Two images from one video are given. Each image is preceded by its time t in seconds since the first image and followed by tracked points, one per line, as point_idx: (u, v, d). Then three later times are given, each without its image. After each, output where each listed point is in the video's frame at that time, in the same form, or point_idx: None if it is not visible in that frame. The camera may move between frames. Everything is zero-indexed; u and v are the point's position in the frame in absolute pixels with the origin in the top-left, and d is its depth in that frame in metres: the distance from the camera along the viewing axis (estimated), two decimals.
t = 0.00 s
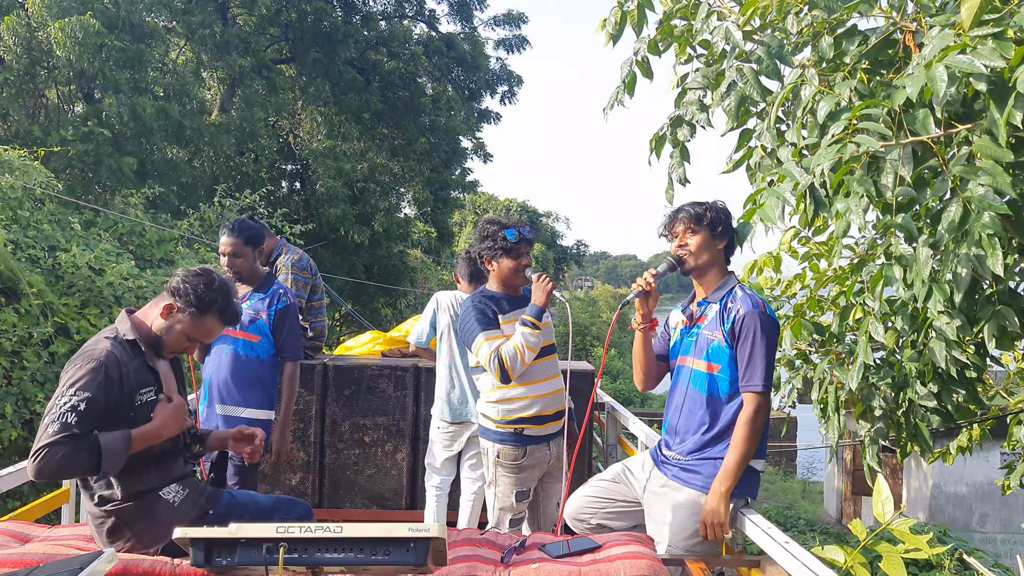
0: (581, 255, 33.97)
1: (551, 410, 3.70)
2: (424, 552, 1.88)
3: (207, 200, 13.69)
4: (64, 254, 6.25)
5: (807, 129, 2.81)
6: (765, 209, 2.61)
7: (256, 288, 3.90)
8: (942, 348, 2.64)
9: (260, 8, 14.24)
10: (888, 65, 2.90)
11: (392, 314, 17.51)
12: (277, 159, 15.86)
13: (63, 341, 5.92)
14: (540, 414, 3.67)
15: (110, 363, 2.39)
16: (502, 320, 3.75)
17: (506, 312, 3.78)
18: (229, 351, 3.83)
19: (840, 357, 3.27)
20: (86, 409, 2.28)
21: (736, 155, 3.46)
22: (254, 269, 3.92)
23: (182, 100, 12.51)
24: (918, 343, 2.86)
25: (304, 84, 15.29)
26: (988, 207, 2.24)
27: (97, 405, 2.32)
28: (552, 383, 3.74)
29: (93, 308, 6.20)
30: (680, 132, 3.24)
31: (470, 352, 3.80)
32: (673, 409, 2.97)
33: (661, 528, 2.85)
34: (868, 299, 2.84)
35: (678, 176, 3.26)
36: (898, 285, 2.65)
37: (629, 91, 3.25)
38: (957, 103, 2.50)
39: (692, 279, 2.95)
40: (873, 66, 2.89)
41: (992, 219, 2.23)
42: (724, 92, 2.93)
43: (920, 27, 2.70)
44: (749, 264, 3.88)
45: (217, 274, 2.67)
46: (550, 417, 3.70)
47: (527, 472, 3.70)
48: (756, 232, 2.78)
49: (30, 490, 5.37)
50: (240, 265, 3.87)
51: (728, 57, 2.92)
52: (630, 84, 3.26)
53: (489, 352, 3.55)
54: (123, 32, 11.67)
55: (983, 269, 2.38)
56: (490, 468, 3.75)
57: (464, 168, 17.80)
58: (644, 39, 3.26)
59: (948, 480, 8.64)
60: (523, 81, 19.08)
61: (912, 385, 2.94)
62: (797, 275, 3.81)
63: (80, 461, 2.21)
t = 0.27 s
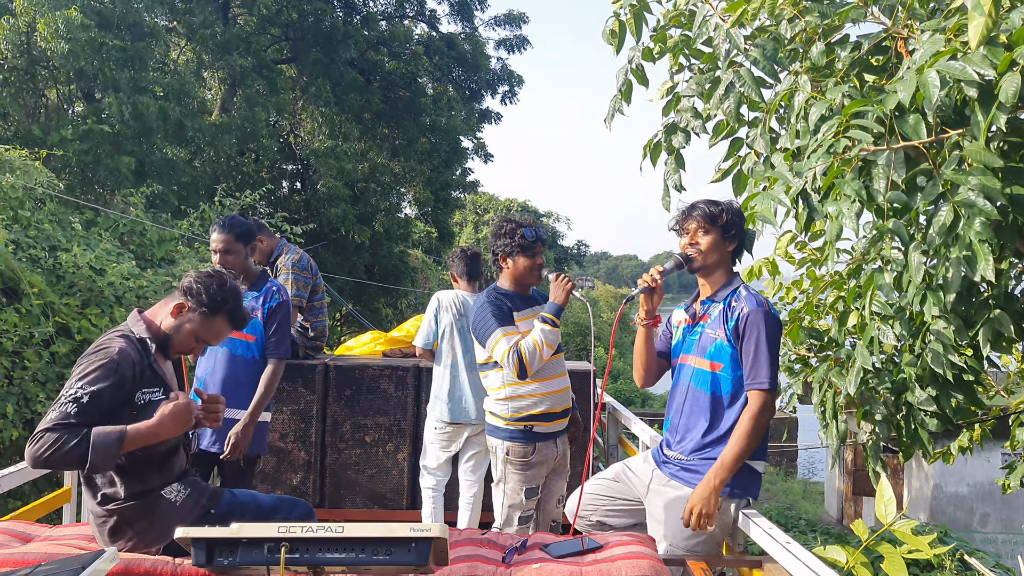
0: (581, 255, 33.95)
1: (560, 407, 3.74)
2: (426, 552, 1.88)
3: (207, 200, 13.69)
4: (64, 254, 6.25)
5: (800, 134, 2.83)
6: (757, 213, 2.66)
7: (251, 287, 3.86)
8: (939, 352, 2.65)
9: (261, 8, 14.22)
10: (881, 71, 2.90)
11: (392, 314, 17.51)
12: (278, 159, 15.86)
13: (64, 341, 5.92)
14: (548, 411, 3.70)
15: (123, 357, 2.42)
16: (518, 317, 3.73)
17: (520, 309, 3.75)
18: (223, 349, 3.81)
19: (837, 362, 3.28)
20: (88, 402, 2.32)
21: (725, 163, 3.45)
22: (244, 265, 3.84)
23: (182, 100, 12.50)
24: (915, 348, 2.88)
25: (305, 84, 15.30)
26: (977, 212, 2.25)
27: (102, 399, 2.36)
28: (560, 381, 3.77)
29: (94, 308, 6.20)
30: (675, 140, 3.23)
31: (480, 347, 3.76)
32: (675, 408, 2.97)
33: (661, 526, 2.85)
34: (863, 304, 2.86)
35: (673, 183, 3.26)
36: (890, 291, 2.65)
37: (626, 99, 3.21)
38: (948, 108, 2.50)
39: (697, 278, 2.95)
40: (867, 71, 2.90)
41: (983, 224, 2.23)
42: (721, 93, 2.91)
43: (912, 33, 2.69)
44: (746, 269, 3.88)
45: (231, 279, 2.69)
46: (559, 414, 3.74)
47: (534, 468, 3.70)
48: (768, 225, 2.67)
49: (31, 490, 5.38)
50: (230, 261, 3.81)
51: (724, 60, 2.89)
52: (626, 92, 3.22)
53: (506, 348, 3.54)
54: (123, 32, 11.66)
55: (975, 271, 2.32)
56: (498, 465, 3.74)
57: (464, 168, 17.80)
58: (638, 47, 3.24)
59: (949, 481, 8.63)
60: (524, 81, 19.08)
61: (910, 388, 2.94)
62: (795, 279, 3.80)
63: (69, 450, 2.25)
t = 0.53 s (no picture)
0: (580, 255, 33.96)
1: (565, 406, 3.75)
2: (424, 553, 1.89)
3: (207, 200, 13.69)
4: (64, 255, 6.25)
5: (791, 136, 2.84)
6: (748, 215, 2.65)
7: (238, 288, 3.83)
8: (933, 356, 2.65)
9: (260, 8, 14.21)
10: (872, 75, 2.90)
11: (392, 314, 17.51)
12: (277, 159, 15.85)
13: (63, 341, 5.92)
14: (553, 410, 3.71)
15: (132, 355, 2.39)
16: (530, 315, 3.73)
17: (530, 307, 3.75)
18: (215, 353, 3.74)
19: (832, 366, 3.28)
20: (96, 399, 2.29)
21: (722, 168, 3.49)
22: (230, 263, 3.85)
23: (181, 100, 12.51)
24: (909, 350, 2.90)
25: (305, 84, 15.29)
26: (965, 215, 2.25)
27: (110, 397, 2.33)
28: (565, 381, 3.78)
29: (93, 308, 6.20)
30: (671, 142, 3.24)
31: (488, 343, 3.76)
32: (676, 408, 2.97)
33: (658, 522, 2.84)
34: (856, 308, 2.88)
35: (670, 186, 3.30)
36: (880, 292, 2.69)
37: (623, 103, 3.29)
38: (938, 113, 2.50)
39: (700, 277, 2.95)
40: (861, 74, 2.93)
41: (970, 227, 2.23)
42: (714, 92, 2.91)
43: (902, 37, 2.73)
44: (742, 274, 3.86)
45: (235, 280, 2.69)
46: (565, 413, 3.75)
47: (537, 466, 3.72)
48: (765, 222, 2.79)
49: (30, 491, 5.38)
50: (217, 259, 3.80)
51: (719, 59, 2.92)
52: (623, 97, 3.29)
53: (518, 343, 3.56)
54: (122, 32, 11.65)
55: (960, 274, 2.30)
56: (502, 463, 3.75)
57: (464, 168, 17.80)
58: (635, 51, 3.29)
59: (948, 481, 8.64)
60: (523, 81, 19.08)
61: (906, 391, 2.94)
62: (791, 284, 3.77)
63: (77, 446, 2.22)
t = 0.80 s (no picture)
0: (580, 255, 33.96)
1: (569, 404, 3.78)
2: (425, 553, 1.89)
3: (207, 200, 13.69)
4: (64, 254, 6.25)
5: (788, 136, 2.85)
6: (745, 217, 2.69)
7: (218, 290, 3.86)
8: (931, 356, 2.65)
9: (260, 8, 14.23)
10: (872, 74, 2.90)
11: (392, 314, 17.51)
12: (277, 159, 15.84)
13: (64, 341, 5.92)
14: (559, 408, 3.73)
15: (152, 353, 2.43)
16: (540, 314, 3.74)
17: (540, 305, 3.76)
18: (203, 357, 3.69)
19: (832, 366, 3.28)
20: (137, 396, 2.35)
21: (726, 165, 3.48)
22: (208, 263, 3.87)
23: (182, 100, 12.50)
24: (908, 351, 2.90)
25: (305, 84, 15.29)
26: (961, 216, 2.26)
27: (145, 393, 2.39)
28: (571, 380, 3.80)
29: (94, 308, 6.20)
30: (670, 142, 3.25)
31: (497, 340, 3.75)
32: (675, 409, 2.97)
33: (660, 521, 2.83)
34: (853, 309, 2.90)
35: (670, 184, 3.30)
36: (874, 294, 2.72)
37: (623, 103, 3.26)
38: (935, 115, 2.50)
39: (702, 277, 2.94)
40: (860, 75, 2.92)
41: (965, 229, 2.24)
42: (712, 88, 2.91)
43: (899, 39, 2.73)
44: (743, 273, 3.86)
45: (230, 278, 2.71)
46: (570, 411, 3.78)
47: (544, 462, 3.73)
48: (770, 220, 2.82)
49: (30, 490, 5.38)
50: (196, 258, 3.81)
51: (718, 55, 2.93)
52: (624, 95, 3.27)
53: (530, 341, 3.55)
54: (122, 32, 11.65)
55: (956, 277, 2.30)
56: (510, 464, 3.76)
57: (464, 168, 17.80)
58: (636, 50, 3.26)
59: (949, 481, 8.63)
60: (524, 81, 19.07)
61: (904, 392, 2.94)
62: (790, 284, 3.76)
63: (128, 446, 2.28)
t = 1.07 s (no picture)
0: (581, 256, 33.98)
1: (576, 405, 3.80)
2: (426, 553, 1.89)
3: (208, 201, 13.69)
4: (66, 255, 6.26)
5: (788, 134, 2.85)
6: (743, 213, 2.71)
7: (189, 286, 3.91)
8: (931, 355, 2.66)
9: (261, 8, 14.23)
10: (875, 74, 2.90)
11: (393, 315, 17.52)
12: (278, 160, 15.84)
13: (65, 341, 5.92)
14: (567, 408, 3.75)
15: (160, 353, 2.43)
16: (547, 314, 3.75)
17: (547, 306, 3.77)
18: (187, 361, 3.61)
19: (833, 365, 3.28)
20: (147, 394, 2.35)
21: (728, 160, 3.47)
22: (180, 258, 3.91)
23: (183, 101, 12.51)
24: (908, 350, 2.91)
25: (306, 85, 15.30)
26: (962, 214, 2.26)
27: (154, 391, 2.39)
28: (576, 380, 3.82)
29: (95, 309, 6.21)
30: (671, 139, 3.24)
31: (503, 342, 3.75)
32: (678, 411, 2.98)
33: (660, 527, 2.83)
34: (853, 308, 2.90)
35: (669, 182, 3.30)
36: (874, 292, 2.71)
37: (633, 103, 3.28)
38: (936, 113, 2.51)
39: (702, 281, 2.94)
40: (863, 73, 2.91)
41: (967, 227, 2.24)
42: (713, 89, 2.92)
43: (899, 38, 2.72)
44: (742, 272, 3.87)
45: (229, 277, 2.72)
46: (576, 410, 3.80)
47: (554, 462, 3.76)
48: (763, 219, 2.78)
49: (32, 491, 5.39)
50: (168, 254, 3.85)
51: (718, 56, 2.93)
52: (633, 97, 3.29)
53: (543, 341, 3.55)
54: (123, 33, 11.67)
55: (956, 275, 2.29)
56: (521, 468, 3.77)
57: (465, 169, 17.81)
58: (638, 51, 3.28)
59: (951, 481, 8.62)
60: (524, 82, 19.07)
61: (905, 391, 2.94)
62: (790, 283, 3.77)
63: (141, 443, 2.27)
